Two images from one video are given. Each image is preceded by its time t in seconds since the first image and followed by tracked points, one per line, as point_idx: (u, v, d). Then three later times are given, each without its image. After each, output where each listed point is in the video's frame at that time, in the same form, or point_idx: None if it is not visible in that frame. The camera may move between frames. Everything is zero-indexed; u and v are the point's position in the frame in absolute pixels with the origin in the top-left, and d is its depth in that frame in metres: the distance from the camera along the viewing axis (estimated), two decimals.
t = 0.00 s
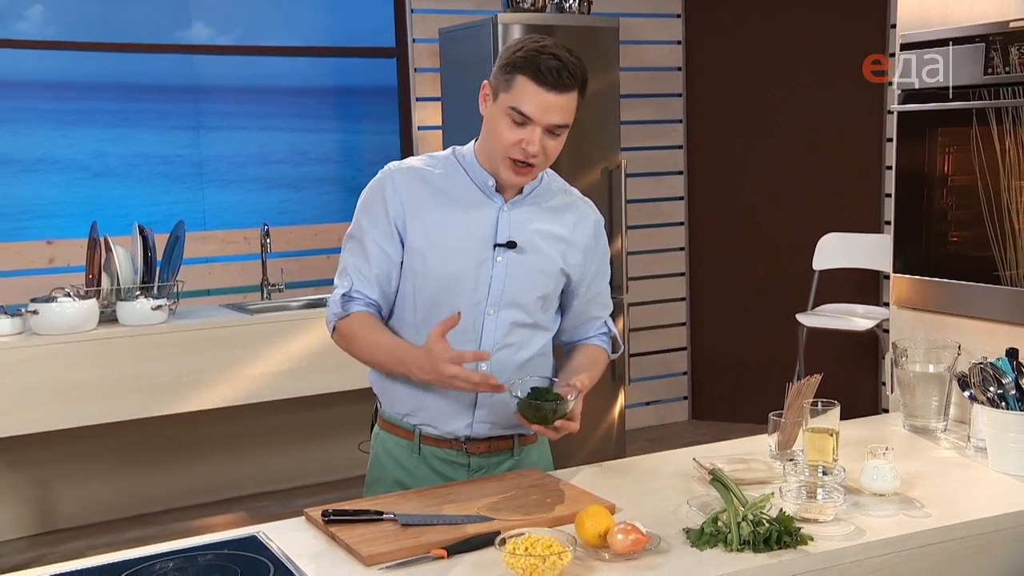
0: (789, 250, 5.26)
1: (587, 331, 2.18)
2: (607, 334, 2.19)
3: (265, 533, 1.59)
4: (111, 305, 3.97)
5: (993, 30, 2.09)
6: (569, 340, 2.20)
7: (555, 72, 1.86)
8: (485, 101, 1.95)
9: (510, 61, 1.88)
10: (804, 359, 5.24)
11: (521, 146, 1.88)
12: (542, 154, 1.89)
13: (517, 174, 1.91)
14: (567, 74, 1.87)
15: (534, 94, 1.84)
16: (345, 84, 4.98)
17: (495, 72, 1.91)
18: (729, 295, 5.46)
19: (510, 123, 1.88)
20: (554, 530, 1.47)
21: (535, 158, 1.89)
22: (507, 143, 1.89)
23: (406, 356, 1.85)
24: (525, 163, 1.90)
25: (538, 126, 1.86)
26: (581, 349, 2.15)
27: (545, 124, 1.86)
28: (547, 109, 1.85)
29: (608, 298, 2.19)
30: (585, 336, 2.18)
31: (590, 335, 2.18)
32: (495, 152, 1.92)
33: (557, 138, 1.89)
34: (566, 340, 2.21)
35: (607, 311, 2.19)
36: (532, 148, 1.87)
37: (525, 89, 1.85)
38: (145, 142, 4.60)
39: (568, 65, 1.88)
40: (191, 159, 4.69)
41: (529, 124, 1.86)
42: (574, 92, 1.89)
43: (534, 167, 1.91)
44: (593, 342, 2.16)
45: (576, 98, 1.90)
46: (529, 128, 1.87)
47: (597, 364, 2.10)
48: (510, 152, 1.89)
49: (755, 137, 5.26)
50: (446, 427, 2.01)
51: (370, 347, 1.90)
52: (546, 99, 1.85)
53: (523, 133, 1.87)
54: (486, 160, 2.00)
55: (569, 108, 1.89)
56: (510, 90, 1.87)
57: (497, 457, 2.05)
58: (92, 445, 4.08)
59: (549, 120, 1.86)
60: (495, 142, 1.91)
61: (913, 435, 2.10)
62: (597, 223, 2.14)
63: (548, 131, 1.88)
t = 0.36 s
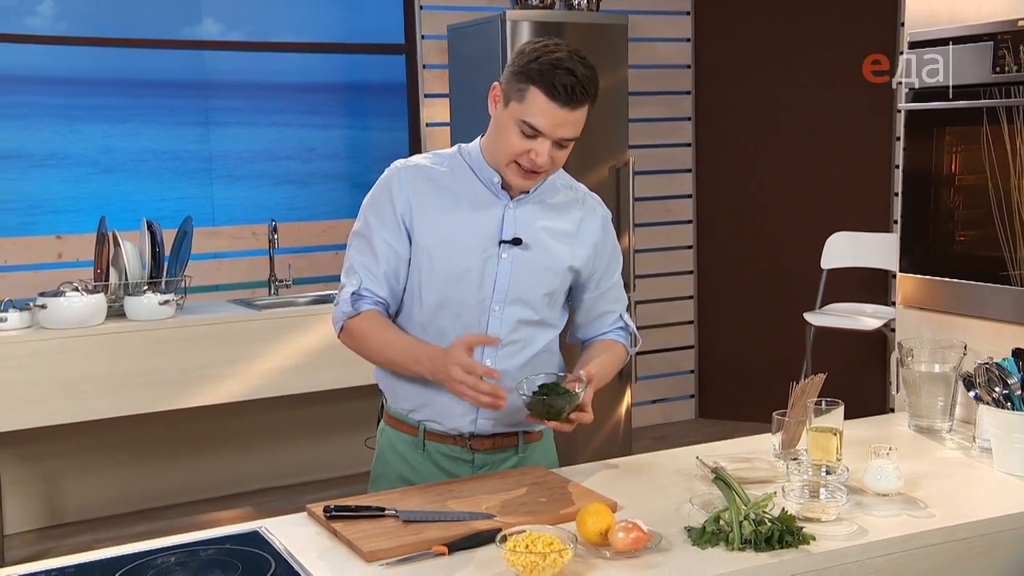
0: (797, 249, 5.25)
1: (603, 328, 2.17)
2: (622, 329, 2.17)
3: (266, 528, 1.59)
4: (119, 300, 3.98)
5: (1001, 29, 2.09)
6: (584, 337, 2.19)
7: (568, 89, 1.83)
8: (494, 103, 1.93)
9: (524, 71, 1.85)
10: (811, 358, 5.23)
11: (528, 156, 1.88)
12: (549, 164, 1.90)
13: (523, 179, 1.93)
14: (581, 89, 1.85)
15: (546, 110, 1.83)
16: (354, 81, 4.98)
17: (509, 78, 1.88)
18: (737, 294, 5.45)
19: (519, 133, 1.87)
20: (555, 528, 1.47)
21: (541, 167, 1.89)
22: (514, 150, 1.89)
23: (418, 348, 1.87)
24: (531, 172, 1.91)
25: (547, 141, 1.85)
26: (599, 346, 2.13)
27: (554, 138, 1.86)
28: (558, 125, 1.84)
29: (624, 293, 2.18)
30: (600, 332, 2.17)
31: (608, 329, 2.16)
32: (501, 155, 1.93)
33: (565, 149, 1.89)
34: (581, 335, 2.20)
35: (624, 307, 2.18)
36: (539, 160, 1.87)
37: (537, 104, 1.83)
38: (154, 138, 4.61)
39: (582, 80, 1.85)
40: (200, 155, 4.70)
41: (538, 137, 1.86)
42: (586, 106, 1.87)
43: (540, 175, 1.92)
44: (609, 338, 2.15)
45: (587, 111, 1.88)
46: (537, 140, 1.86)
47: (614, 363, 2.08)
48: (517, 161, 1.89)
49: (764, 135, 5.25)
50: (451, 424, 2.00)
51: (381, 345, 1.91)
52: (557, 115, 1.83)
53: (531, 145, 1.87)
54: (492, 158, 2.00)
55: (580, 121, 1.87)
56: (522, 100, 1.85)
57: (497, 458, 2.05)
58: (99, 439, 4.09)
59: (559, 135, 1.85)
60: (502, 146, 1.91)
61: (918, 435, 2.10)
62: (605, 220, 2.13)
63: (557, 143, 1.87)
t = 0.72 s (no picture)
0: (797, 248, 5.25)
1: (602, 325, 2.15)
2: (623, 327, 2.15)
3: (263, 527, 1.59)
4: (119, 299, 3.96)
5: (1000, 27, 2.09)
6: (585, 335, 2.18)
7: (565, 84, 1.82)
8: (493, 102, 1.92)
9: (522, 66, 1.85)
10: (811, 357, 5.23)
11: (527, 152, 1.88)
12: (547, 160, 1.90)
13: (522, 177, 1.93)
14: (578, 83, 1.85)
15: (544, 104, 1.83)
16: (355, 80, 4.98)
17: (506, 74, 1.88)
18: (738, 293, 5.45)
19: (518, 129, 1.87)
20: (552, 526, 1.47)
21: (540, 164, 1.89)
22: (513, 148, 1.88)
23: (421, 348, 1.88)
24: (530, 168, 1.91)
25: (546, 135, 1.85)
26: (598, 342, 2.12)
27: (553, 133, 1.85)
28: (556, 120, 1.83)
29: (624, 289, 2.18)
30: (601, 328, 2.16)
31: (607, 327, 2.15)
32: (501, 154, 1.93)
33: (564, 144, 1.89)
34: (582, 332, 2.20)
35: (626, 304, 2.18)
36: (537, 156, 1.87)
37: (535, 99, 1.82)
38: (154, 136, 4.61)
39: (579, 74, 1.85)
40: (200, 154, 4.70)
41: (536, 132, 1.85)
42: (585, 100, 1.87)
43: (539, 171, 1.92)
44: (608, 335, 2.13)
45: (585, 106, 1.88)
46: (536, 136, 1.86)
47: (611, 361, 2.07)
48: (516, 157, 1.89)
49: (764, 134, 5.24)
50: (451, 422, 2.01)
51: (386, 344, 1.91)
52: (555, 110, 1.83)
53: (530, 140, 1.86)
54: (491, 157, 1.99)
55: (578, 116, 1.87)
56: (520, 96, 1.85)
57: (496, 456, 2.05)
58: (99, 438, 4.09)
59: (558, 131, 1.85)
60: (501, 144, 1.91)
61: (917, 435, 2.10)
62: (603, 216, 2.14)
63: (555, 139, 1.87)
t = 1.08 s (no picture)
0: (793, 248, 5.26)
1: (604, 322, 2.18)
2: (624, 323, 2.18)
3: (260, 529, 1.59)
4: (114, 302, 3.96)
5: (992, 26, 2.09)
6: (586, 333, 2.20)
7: (551, 50, 1.87)
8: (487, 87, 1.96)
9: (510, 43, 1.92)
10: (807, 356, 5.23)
11: (515, 120, 1.88)
12: (536, 131, 1.89)
13: (511, 152, 1.91)
14: (567, 54, 1.89)
15: (530, 67, 1.86)
16: (351, 81, 4.98)
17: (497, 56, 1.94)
18: (734, 293, 5.45)
19: (506, 98, 1.89)
20: (548, 527, 1.47)
21: (528, 132, 1.89)
22: (502, 118, 1.89)
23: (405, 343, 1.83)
24: (518, 139, 1.90)
25: (532, 99, 1.86)
26: (601, 340, 2.14)
27: (540, 97, 1.86)
28: (542, 82, 1.85)
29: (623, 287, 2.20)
30: (603, 326, 2.18)
31: (612, 324, 2.17)
32: (491, 131, 1.93)
33: (553, 114, 1.89)
34: (583, 331, 2.21)
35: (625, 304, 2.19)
36: (525, 121, 1.87)
37: (524, 64, 1.86)
38: (150, 139, 4.61)
39: (566, 47, 1.90)
40: (196, 156, 4.70)
41: (524, 97, 1.87)
42: (574, 73, 1.90)
43: (528, 145, 1.90)
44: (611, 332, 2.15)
45: (575, 80, 1.90)
46: (523, 101, 1.87)
47: (616, 359, 2.09)
48: (504, 127, 1.89)
49: (760, 134, 5.25)
50: (452, 423, 2.01)
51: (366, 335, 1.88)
52: (543, 74, 1.86)
53: (517, 106, 1.88)
54: (489, 154, 2.00)
55: (566, 86, 1.89)
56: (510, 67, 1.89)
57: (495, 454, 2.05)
58: (96, 441, 4.09)
59: (546, 94, 1.86)
60: (491, 120, 1.92)
61: (912, 433, 2.10)
62: (602, 216, 2.14)
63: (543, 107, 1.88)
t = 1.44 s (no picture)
0: (793, 249, 5.26)
1: (604, 318, 2.15)
2: (624, 318, 2.16)
3: (260, 529, 1.59)
4: (114, 302, 3.96)
5: (992, 27, 2.10)
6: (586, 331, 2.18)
7: (573, 77, 1.84)
8: (495, 99, 1.92)
9: (525, 64, 1.85)
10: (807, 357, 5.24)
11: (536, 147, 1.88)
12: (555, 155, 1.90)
13: (529, 173, 1.92)
14: (583, 76, 1.86)
15: (553, 97, 1.83)
16: (350, 81, 4.98)
17: (508, 74, 1.88)
18: (733, 293, 5.45)
19: (526, 124, 1.87)
20: (548, 527, 1.47)
21: (547, 158, 1.89)
22: (521, 144, 1.88)
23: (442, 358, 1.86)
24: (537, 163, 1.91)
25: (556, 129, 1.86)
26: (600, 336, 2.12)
27: (563, 126, 1.86)
28: (567, 112, 1.84)
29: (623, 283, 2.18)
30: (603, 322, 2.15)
31: (610, 320, 2.15)
32: (507, 152, 1.92)
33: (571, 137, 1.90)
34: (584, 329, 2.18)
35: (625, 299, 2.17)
36: (547, 150, 1.87)
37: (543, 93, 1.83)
38: (150, 139, 4.61)
39: (584, 69, 1.87)
40: (195, 156, 4.70)
41: (547, 126, 1.86)
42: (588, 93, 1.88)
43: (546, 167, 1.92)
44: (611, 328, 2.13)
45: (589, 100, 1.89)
46: (545, 130, 1.86)
47: (617, 356, 2.07)
48: (525, 154, 1.89)
49: (760, 135, 5.25)
50: (460, 421, 2.01)
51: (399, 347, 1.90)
52: (562, 103, 1.84)
53: (540, 135, 1.86)
54: (491, 154, 2.00)
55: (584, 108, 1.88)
56: (526, 92, 1.85)
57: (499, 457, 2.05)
58: (95, 441, 4.09)
59: (565, 123, 1.85)
60: (507, 142, 1.91)
61: (912, 434, 2.10)
62: (602, 211, 2.14)
63: (564, 133, 1.88)
